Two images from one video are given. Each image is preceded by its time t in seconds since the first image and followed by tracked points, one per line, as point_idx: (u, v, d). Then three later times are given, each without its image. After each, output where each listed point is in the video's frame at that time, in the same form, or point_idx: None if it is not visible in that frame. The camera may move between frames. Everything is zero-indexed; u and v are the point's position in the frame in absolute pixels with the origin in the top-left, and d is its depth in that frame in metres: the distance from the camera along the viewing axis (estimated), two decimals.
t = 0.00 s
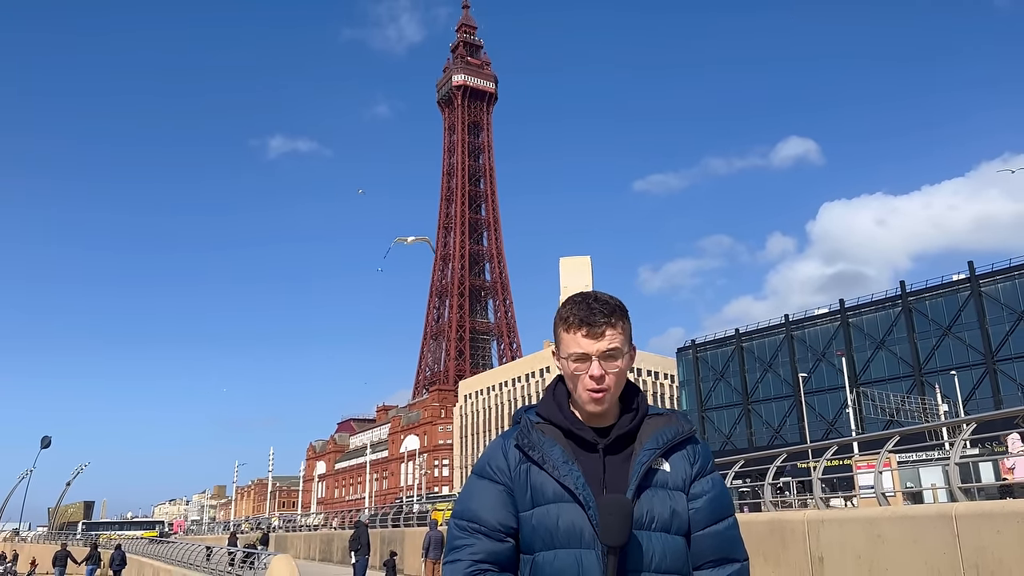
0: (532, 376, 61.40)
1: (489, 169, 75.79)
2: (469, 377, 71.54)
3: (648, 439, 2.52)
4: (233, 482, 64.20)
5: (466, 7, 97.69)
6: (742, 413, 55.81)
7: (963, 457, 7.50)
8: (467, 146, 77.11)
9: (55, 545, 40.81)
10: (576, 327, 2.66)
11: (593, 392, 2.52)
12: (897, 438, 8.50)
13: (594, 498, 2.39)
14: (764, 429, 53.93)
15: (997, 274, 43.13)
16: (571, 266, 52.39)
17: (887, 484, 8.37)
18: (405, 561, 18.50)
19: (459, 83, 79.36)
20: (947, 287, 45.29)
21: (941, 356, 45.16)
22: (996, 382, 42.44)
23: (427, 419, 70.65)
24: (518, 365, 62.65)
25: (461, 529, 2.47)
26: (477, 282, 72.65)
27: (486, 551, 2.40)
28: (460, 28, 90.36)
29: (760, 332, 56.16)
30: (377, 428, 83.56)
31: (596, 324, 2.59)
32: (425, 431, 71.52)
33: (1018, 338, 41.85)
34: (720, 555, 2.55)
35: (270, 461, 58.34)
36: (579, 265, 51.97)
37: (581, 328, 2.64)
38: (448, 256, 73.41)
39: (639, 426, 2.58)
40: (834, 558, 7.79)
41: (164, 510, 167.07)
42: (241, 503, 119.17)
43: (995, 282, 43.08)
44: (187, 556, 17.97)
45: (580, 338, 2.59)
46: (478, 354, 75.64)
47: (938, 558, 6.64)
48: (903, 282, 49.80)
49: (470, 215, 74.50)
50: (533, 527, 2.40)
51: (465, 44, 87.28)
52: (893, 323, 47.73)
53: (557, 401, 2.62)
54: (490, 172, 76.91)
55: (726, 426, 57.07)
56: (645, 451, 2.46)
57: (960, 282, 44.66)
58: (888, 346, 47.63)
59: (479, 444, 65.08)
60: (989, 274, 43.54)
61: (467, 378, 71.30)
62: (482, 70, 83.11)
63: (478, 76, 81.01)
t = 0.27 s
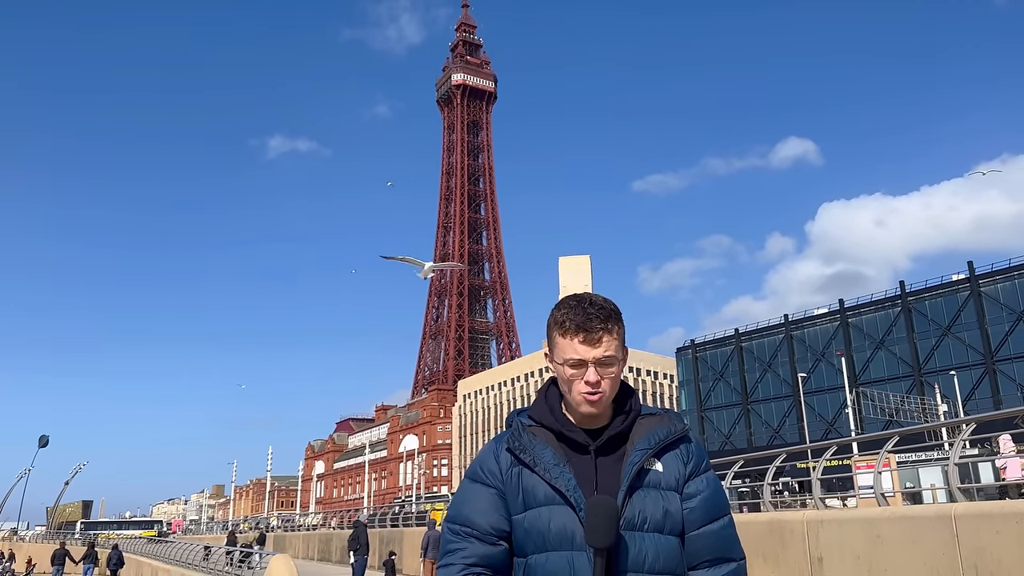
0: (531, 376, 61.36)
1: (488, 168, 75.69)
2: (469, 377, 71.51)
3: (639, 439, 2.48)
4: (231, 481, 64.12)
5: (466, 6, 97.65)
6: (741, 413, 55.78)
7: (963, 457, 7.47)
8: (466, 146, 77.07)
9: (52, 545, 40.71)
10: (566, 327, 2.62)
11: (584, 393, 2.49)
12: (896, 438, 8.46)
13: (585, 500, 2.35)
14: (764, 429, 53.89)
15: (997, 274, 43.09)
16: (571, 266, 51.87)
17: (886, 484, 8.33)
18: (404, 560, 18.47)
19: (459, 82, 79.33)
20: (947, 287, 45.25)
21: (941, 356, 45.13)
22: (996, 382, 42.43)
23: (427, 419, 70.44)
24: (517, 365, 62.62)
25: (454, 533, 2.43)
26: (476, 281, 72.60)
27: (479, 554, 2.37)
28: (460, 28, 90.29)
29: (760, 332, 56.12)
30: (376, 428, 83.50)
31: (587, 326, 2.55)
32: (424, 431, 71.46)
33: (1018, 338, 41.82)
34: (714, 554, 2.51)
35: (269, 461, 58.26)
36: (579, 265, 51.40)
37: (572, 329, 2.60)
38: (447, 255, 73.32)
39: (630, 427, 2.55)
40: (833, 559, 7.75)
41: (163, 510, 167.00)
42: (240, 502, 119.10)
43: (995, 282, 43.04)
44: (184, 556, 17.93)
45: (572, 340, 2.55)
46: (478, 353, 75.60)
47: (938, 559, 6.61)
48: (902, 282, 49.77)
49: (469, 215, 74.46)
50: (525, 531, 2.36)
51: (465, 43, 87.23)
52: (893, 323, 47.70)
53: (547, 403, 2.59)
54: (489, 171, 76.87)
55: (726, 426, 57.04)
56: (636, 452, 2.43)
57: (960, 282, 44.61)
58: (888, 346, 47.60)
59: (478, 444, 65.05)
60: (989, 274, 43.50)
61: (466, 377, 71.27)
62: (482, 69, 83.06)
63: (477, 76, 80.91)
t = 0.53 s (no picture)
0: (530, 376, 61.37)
1: (487, 169, 75.71)
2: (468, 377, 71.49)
3: (636, 438, 2.47)
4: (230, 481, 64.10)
5: (465, 6, 97.67)
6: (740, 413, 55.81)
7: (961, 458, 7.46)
8: (466, 146, 77.07)
9: (50, 545, 40.67)
10: (565, 326, 2.62)
11: (587, 392, 2.49)
12: (896, 438, 8.45)
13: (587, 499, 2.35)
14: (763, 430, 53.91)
15: (996, 275, 43.11)
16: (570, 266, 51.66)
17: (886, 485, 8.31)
18: (403, 560, 18.46)
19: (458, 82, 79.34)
20: (946, 288, 45.26)
21: (940, 357, 45.15)
22: (995, 383, 42.46)
23: (426, 420, 70.46)
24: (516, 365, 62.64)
25: (453, 533, 2.42)
26: (475, 282, 72.59)
27: (479, 554, 2.36)
28: (460, 28, 90.31)
29: (759, 333, 56.14)
30: (375, 428, 83.49)
31: (587, 325, 2.56)
32: (423, 431, 71.45)
33: (1017, 339, 41.84)
34: (713, 552, 2.51)
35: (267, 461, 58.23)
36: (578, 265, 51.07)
37: (571, 328, 2.60)
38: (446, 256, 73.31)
39: (628, 426, 2.54)
40: (832, 559, 7.75)
41: (162, 509, 166.91)
42: (239, 502, 119.02)
43: (994, 283, 43.07)
44: (183, 556, 17.92)
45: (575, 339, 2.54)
46: (477, 354, 75.58)
47: (937, 560, 6.60)
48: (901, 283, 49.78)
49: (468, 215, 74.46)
50: (524, 531, 2.35)
51: (465, 43, 87.26)
52: (892, 323, 47.72)
53: (546, 403, 2.59)
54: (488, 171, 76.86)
55: (724, 427, 57.06)
56: (635, 450, 2.42)
57: (959, 283, 44.61)
58: (887, 347, 47.63)
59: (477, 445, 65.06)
60: (987, 275, 43.51)
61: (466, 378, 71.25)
62: (481, 69, 83.10)
63: (476, 76, 80.86)
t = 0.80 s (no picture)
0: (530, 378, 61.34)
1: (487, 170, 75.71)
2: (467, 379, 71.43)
3: (637, 440, 2.47)
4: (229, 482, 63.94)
5: (465, 8, 97.71)
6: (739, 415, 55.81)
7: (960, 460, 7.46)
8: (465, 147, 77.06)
9: (48, 546, 40.56)
10: (571, 327, 2.61)
11: (594, 393, 2.49)
12: (895, 440, 8.44)
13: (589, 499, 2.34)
14: (762, 431, 53.90)
15: (995, 276, 43.14)
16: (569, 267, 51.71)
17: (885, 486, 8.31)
18: (401, 561, 18.43)
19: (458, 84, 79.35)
20: (945, 289, 45.27)
21: (939, 359, 45.17)
22: (994, 384, 42.47)
23: (425, 421, 70.43)
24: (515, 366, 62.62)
25: (454, 532, 2.41)
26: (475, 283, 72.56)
27: (481, 553, 2.34)
28: (460, 29, 90.32)
29: (758, 334, 56.15)
30: (374, 430, 83.40)
31: (592, 326, 2.56)
32: (422, 433, 71.39)
33: (1016, 341, 41.87)
34: (709, 555, 2.51)
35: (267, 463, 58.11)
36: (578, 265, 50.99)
37: (579, 330, 2.58)
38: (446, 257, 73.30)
39: (628, 428, 2.54)
40: (830, 560, 7.75)
41: (160, 511, 166.57)
42: (237, 503, 118.78)
43: (993, 285, 43.11)
44: (181, 557, 17.87)
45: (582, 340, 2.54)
46: (476, 355, 75.53)
47: (935, 560, 6.60)
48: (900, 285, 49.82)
49: (468, 216, 74.44)
50: (526, 530, 2.34)
51: (465, 45, 87.30)
52: (891, 325, 47.75)
53: (549, 403, 2.58)
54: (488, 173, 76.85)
55: (723, 429, 57.04)
56: (636, 452, 2.41)
57: (958, 285, 44.62)
58: (886, 348, 47.66)
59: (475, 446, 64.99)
60: (987, 277, 43.54)
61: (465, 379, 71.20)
62: (481, 71, 83.12)
63: (476, 77, 80.93)
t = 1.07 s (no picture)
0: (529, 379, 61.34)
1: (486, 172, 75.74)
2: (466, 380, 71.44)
3: (638, 443, 2.49)
4: (228, 484, 63.90)
5: (465, 10, 97.75)
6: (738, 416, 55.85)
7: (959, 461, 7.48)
8: (465, 149, 77.08)
9: (48, 547, 40.54)
10: (574, 329, 2.62)
11: (596, 396, 2.51)
12: (893, 442, 8.46)
13: (589, 501, 2.36)
14: (761, 433, 53.93)
15: (994, 278, 43.17)
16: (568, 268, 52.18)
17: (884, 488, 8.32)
18: (401, 563, 18.40)
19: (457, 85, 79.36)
20: (944, 291, 45.28)
21: (938, 360, 45.18)
22: (993, 385, 42.50)
23: (424, 423, 70.44)
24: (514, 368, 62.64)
25: (454, 533, 2.41)
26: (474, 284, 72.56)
27: (481, 554, 2.35)
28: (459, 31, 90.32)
29: (757, 336, 56.17)
30: (374, 431, 83.36)
31: (594, 329, 2.58)
32: (421, 434, 71.38)
33: (1015, 342, 41.90)
34: (706, 560, 2.53)
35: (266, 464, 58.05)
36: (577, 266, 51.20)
37: (580, 333, 2.60)
38: (445, 258, 73.32)
39: (628, 433, 2.56)
40: (830, 561, 7.76)
41: (159, 513, 166.37)
42: (237, 505, 118.64)
43: (992, 286, 43.14)
44: (180, 558, 17.86)
45: (583, 343, 2.56)
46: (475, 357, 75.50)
47: (934, 562, 6.61)
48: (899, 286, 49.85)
49: (467, 218, 74.45)
50: (526, 531, 2.37)
51: (464, 46, 87.34)
52: (890, 326, 47.78)
53: (550, 405, 2.60)
54: (487, 174, 76.86)
55: (723, 430, 57.05)
56: (637, 456, 2.43)
57: (957, 286, 44.63)
58: (886, 349, 47.71)
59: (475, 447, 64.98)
60: (986, 278, 43.57)
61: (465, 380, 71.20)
62: (480, 72, 83.15)
63: (475, 79, 80.98)
